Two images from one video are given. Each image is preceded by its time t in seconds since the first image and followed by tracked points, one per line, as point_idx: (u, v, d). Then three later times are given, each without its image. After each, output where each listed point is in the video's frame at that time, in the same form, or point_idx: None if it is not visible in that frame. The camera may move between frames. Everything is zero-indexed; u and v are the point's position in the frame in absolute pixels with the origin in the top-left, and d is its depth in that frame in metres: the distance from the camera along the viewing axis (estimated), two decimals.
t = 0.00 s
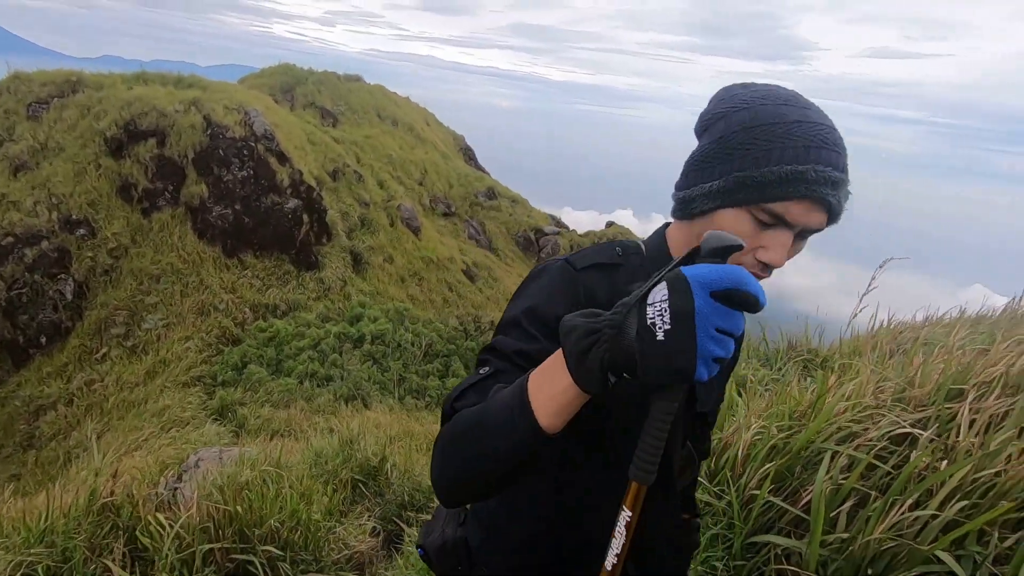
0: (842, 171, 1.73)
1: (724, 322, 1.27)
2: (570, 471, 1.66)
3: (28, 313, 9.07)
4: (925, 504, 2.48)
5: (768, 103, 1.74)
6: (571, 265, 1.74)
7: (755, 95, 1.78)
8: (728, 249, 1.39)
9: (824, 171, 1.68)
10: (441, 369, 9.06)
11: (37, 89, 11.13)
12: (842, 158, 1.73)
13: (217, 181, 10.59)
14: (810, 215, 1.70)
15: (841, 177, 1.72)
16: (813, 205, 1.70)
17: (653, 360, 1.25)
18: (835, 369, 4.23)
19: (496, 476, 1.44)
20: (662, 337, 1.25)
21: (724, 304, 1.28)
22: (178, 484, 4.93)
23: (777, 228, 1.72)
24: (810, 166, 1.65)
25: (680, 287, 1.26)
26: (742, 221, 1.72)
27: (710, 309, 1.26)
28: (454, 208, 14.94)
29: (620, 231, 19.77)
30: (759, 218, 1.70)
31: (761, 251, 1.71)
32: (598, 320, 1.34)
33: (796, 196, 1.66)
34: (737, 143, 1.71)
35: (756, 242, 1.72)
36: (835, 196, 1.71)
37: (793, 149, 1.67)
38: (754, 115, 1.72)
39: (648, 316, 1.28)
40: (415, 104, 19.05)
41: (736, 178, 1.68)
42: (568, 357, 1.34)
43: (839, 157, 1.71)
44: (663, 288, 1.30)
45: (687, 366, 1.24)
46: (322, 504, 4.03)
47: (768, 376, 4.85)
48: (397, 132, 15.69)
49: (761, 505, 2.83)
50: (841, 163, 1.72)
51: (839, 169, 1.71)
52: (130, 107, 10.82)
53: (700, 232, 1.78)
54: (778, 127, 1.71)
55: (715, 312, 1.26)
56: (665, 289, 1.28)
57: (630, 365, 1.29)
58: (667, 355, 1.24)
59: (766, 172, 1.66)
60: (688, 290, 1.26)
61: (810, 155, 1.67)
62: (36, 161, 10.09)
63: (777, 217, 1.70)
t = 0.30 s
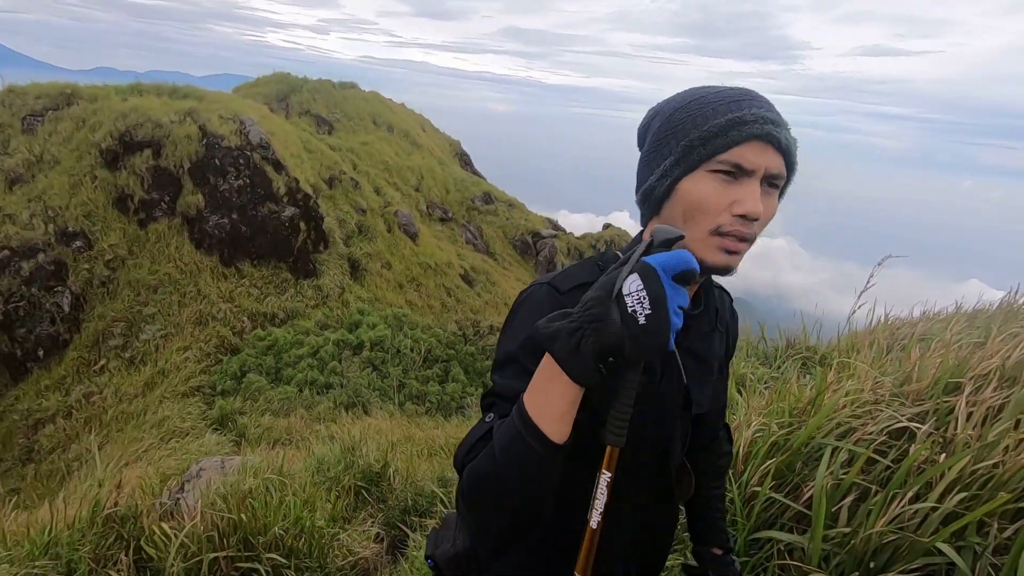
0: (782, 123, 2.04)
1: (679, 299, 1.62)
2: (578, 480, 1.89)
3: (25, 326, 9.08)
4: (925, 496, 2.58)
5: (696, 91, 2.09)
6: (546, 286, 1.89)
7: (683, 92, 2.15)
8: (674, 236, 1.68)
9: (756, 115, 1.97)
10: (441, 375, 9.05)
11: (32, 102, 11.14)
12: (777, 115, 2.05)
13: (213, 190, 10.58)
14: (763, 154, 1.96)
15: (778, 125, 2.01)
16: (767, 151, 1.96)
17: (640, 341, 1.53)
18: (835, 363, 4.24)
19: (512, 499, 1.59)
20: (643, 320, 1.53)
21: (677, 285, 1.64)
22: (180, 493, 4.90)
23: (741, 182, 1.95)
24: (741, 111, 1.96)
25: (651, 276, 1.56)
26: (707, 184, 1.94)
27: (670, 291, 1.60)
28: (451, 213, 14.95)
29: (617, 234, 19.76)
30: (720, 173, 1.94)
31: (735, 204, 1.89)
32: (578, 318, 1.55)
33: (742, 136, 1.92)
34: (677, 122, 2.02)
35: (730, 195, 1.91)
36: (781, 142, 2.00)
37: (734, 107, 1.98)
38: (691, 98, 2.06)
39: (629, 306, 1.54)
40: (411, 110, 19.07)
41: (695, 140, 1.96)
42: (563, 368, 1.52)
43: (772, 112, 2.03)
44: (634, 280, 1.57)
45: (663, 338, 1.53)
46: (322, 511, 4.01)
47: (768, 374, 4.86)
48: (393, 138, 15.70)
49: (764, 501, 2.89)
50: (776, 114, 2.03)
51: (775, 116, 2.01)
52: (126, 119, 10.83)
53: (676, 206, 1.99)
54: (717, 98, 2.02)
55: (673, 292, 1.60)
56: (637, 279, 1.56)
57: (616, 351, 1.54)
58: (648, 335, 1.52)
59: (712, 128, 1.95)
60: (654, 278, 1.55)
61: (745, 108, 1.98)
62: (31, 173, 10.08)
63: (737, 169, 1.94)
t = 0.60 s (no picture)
0: (746, 127, 2.29)
1: (636, 299, 1.89)
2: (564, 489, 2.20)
3: (26, 340, 8.86)
4: (928, 500, 2.60)
5: (655, 109, 2.36)
6: (521, 301, 2.22)
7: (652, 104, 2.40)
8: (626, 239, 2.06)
9: (715, 124, 2.22)
10: (442, 384, 9.05)
11: (32, 117, 11.05)
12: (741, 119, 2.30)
13: (212, 204, 10.64)
14: (727, 161, 2.20)
15: (740, 131, 2.26)
16: (732, 159, 2.21)
17: (603, 344, 1.80)
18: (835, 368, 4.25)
19: (484, 510, 1.90)
20: (605, 324, 1.80)
21: (633, 287, 1.92)
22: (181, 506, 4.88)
23: (710, 192, 2.21)
24: (701, 122, 2.21)
25: (609, 283, 1.83)
26: (679, 201, 2.19)
27: (627, 293, 1.88)
28: (451, 222, 14.97)
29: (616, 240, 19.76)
30: (688, 187, 2.19)
31: (707, 216, 2.14)
32: (545, 328, 1.83)
33: (704, 146, 2.18)
34: (642, 140, 2.28)
35: (704, 207, 2.16)
36: (746, 145, 2.25)
37: (699, 118, 2.23)
38: (658, 111, 2.31)
39: (590, 313, 1.81)
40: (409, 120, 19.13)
41: (665, 154, 2.21)
42: (532, 380, 1.81)
43: (735, 116, 2.28)
44: (593, 288, 1.85)
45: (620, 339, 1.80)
46: (325, 523, 4.00)
47: (769, 380, 4.86)
48: (392, 148, 15.75)
49: (767, 508, 2.89)
50: (739, 118, 2.27)
51: (738, 120, 2.25)
52: (126, 133, 10.89)
53: (654, 221, 2.24)
54: (681, 109, 2.27)
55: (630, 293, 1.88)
56: (597, 287, 1.83)
57: (582, 354, 1.82)
58: (609, 336, 1.80)
59: (679, 142, 2.20)
60: (615, 286, 1.83)
61: (706, 117, 2.23)
62: (32, 189, 9.92)
63: (703, 181, 2.19)
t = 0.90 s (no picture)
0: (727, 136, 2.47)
1: (608, 306, 2.15)
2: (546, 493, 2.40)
3: (26, 356, 8.59)
4: (933, 504, 2.81)
5: (638, 117, 2.55)
6: (502, 315, 2.43)
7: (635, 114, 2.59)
8: (593, 247, 2.36)
9: (695, 132, 2.42)
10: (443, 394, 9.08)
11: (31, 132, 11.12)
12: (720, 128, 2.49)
13: (212, 216, 10.72)
14: (708, 171, 2.40)
15: (721, 142, 2.44)
16: (713, 170, 2.41)
17: (580, 348, 2.05)
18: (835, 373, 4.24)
19: (473, 523, 2.10)
20: (581, 332, 2.05)
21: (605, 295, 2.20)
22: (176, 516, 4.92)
23: (690, 203, 2.41)
24: (682, 134, 2.41)
25: (582, 292, 2.10)
26: (658, 209, 2.41)
27: (601, 300, 2.15)
28: (450, 231, 14.99)
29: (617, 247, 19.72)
30: (669, 199, 2.39)
31: (690, 223, 2.35)
32: (524, 339, 2.07)
33: (686, 159, 2.38)
34: (621, 154, 2.49)
35: (687, 215, 2.37)
36: (727, 156, 2.43)
37: (677, 134, 2.42)
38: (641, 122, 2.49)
39: (566, 322, 2.06)
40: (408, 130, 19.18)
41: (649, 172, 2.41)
42: (513, 391, 2.05)
43: (713, 127, 2.46)
44: (568, 298, 2.11)
45: (596, 346, 2.07)
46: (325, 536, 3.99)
47: (770, 385, 4.83)
48: (391, 159, 15.80)
49: (772, 513, 3.01)
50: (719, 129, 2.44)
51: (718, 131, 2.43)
52: (126, 146, 10.84)
53: (638, 232, 2.46)
54: (662, 122, 2.46)
55: (604, 300, 2.15)
56: (570, 296, 2.10)
57: (561, 360, 2.05)
58: (586, 345, 2.05)
59: (660, 158, 2.39)
60: (589, 297, 2.10)
61: (685, 131, 2.41)
62: (33, 205, 9.53)
63: (683, 192, 2.40)
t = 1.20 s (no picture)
0: (719, 156, 1.77)
1: (606, 320, 1.70)
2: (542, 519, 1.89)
3: (28, 369, 9.10)
4: (940, 514, 2.50)
5: (635, 126, 1.84)
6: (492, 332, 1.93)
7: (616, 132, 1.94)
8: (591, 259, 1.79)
9: (691, 163, 1.72)
10: (445, 404, 8.97)
11: (34, 149, 11.29)
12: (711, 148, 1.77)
13: (213, 228, 10.67)
14: (702, 216, 1.72)
15: (711, 168, 1.73)
16: (698, 207, 1.72)
17: (578, 369, 1.58)
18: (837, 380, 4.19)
19: (471, 544, 1.64)
20: (576, 348, 1.59)
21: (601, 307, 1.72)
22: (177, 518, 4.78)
23: (678, 248, 1.74)
24: (669, 169, 1.71)
25: (576, 305, 1.64)
26: (636, 250, 1.76)
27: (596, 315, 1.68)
28: (451, 241, 14.99)
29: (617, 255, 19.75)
30: (651, 241, 1.74)
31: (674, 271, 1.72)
32: (516, 356, 1.61)
33: (671, 201, 1.70)
34: (606, 181, 1.83)
35: (666, 256, 1.73)
36: (716, 190, 1.73)
37: (656, 162, 1.73)
38: (613, 150, 1.83)
39: (561, 337, 1.59)
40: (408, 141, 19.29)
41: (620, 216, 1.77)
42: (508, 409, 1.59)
43: (703, 150, 1.74)
44: (561, 311, 1.64)
45: (594, 359, 1.60)
46: (327, 550, 3.91)
47: (774, 393, 4.77)
48: (392, 170, 15.86)
49: (777, 524, 2.79)
50: (708, 153, 1.72)
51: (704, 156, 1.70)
52: (127, 160, 10.97)
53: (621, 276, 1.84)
54: (637, 146, 1.78)
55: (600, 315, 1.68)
56: (565, 309, 1.63)
57: (555, 379, 1.58)
58: (584, 359, 1.59)
59: (629, 201, 1.74)
60: (583, 307, 1.64)
61: (655, 161, 1.73)
62: (34, 219, 10.14)
63: (668, 236, 1.73)
